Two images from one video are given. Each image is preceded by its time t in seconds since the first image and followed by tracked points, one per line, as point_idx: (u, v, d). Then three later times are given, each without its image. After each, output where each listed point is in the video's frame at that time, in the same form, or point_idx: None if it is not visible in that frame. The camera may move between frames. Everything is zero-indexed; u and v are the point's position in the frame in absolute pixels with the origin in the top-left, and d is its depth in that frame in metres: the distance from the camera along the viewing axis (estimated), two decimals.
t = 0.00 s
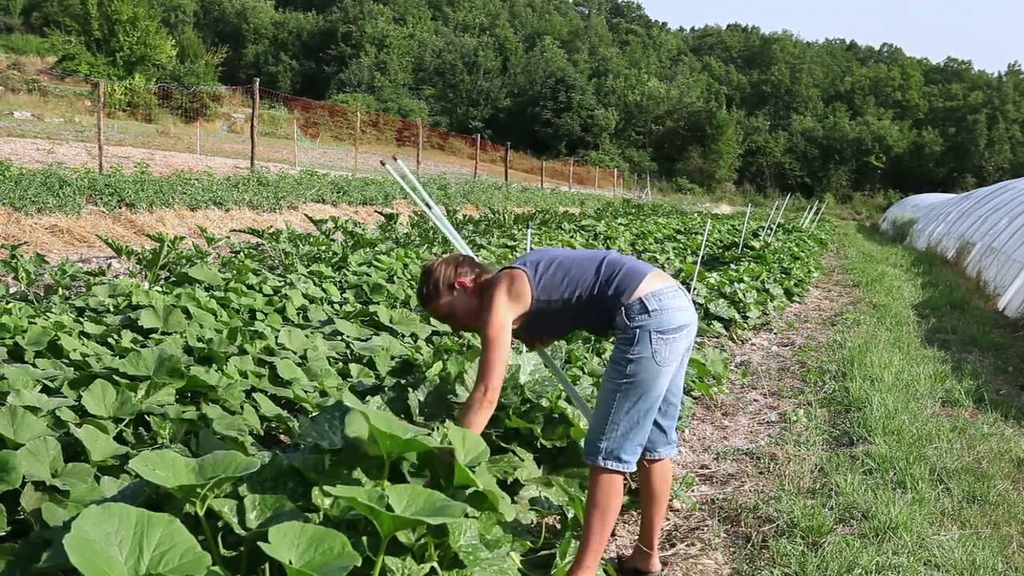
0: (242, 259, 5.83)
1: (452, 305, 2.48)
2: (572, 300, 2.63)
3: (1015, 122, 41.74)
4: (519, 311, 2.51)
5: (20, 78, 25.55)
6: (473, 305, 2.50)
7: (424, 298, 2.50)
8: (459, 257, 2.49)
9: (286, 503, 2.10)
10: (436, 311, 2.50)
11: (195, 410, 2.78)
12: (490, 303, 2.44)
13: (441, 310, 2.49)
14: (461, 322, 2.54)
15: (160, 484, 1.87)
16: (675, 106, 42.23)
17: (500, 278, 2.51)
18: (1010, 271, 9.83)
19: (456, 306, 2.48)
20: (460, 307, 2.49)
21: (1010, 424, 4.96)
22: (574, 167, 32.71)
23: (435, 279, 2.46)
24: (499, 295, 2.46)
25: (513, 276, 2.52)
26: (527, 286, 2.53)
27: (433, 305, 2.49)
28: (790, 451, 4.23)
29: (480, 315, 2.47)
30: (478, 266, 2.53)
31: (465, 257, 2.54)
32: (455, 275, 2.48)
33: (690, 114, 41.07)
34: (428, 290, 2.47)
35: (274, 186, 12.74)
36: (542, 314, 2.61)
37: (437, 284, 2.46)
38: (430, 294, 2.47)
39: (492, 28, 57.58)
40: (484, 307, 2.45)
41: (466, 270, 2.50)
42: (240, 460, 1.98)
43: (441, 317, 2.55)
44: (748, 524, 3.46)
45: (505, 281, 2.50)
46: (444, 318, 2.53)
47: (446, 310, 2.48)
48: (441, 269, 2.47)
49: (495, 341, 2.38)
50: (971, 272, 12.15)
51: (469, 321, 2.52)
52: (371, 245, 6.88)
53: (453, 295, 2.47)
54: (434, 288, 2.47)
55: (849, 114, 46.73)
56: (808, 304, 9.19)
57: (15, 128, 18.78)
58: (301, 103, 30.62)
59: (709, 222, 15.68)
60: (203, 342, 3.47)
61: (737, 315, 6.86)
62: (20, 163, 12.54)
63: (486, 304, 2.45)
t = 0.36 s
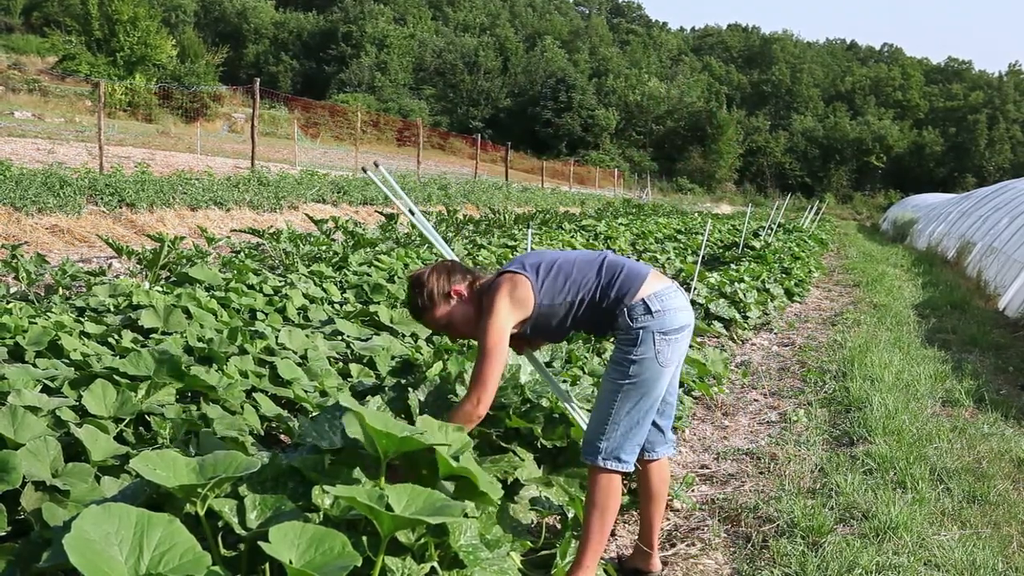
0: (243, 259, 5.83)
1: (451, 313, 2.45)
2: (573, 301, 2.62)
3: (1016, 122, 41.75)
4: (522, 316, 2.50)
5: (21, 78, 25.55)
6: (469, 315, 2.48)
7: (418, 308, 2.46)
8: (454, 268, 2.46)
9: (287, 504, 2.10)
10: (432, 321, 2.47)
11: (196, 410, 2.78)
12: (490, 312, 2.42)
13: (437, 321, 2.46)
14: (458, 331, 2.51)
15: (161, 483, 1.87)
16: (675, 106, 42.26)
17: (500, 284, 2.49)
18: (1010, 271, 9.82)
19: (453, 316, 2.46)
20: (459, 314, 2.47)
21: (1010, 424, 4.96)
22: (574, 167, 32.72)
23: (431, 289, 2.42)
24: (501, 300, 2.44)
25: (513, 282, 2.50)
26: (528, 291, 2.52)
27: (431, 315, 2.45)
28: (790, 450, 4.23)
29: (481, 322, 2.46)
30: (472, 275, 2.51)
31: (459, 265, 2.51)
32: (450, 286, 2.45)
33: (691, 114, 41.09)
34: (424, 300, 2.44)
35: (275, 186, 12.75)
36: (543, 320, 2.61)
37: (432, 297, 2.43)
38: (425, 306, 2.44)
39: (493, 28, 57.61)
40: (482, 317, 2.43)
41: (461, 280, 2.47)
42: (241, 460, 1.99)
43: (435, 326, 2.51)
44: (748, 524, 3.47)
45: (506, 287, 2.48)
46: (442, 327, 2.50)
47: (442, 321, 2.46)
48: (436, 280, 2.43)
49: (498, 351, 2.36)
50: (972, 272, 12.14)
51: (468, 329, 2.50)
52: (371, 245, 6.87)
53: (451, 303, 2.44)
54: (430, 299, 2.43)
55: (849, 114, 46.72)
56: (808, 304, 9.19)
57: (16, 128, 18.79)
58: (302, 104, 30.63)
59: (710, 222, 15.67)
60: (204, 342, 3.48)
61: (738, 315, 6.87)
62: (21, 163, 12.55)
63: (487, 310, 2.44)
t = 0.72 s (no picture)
0: (243, 259, 5.83)
1: (456, 320, 2.45)
2: (580, 302, 2.62)
3: (1016, 121, 41.74)
4: (531, 317, 2.49)
5: (21, 78, 25.54)
6: (475, 320, 2.47)
7: (423, 316, 2.45)
8: (457, 273, 2.44)
9: (287, 504, 2.10)
10: (438, 328, 2.46)
11: (196, 410, 2.78)
12: (501, 315, 2.40)
13: (443, 327, 2.45)
14: (465, 336, 2.51)
15: (161, 484, 1.87)
16: (675, 106, 42.25)
17: (507, 286, 2.47)
18: (1010, 271, 9.82)
19: (460, 322, 2.45)
20: (465, 321, 2.46)
21: (1010, 423, 4.96)
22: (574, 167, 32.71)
23: (435, 296, 2.41)
24: (510, 301, 2.43)
25: (519, 285, 2.48)
26: (537, 293, 2.51)
27: (436, 322, 2.44)
28: (790, 450, 4.23)
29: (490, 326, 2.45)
30: (475, 279, 2.49)
31: (461, 271, 2.49)
32: (454, 292, 2.43)
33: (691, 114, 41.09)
34: (429, 308, 2.42)
35: (275, 186, 12.75)
36: (552, 320, 2.60)
37: (437, 304, 2.41)
38: (430, 314, 2.42)
39: (493, 28, 57.61)
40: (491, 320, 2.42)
41: (464, 285, 2.46)
42: (240, 460, 1.98)
43: (441, 332, 2.50)
44: (748, 524, 3.46)
45: (513, 288, 2.47)
46: (448, 333, 2.49)
47: (448, 328, 2.45)
48: (439, 287, 2.42)
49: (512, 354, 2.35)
50: (972, 272, 12.14)
51: (476, 334, 2.50)
52: (371, 245, 6.87)
53: (456, 310, 2.44)
54: (435, 306, 2.42)
55: (849, 114, 46.71)
56: (809, 304, 9.18)
57: (16, 128, 18.77)
58: (302, 104, 30.62)
59: (710, 222, 15.64)
60: (204, 342, 3.48)
61: (738, 315, 6.87)
62: (21, 164, 12.55)
63: (496, 312, 2.42)
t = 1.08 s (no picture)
0: (243, 250, 5.83)
1: (463, 311, 2.42)
2: (587, 293, 2.62)
3: (1016, 113, 41.63)
4: (541, 305, 2.48)
5: (20, 69, 25.48)
6: (482, 311, 2.45)
7: (427, 307, 2.41)
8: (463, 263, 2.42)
9: (287, 495, 2.09)
10: (442, 319, 2.42)
11: (196, 401, 2.78)
12: (512, 304, 2.39)
13: (447, 318, 2.42)
14: (469, 327, 2.48)
15: (161, 474, 1.87)
16: (676, 97, 42.16)
17: (516, 275, 2.46)
18: (1011, 262, 9.80)
19: (466, 312, 2.42)
20: (472, 312, 2.44)
21: (1011, 414, 4.96)
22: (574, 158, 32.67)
23: (441, 286, 2.38)
24: (519, 289, 2.42)
25: (530, 274, 2.47)
26: (546, 283, 2.50)
27: (441, 313, 2.41)
28: (790, 441, 4.24)
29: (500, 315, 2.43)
30: (480, 269, 2.47)
31: (466, 262, 2.47)
32: (461, 283, 2.41)
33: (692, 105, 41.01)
34: (435, 299, 2.39)
35: (275, 178, 12.74)
36: (559, 311, 2.60)
37: (443, 293, 2.38)
38: (436, 304, 2.39)
39: (493, 19, 57.46)
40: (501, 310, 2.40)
41: (470, 276, 2.44)
42: (240, 451, 1.98)
43: (444, 324, 2.46)
44: (748, 514, 3.47)
45: (522, 277, 2.46)
46: (453, 325, 2.47)
47: (453, 318, 2.42)
48: (445, 278, 2.39)
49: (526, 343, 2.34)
50: (972, 263, 12.13)
51: (483, 324, 2.48)
52: (372, 236, 6.86)
53: (463, 300, 2.41)
54: (440, 297, 2.38)
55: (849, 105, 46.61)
56: (809, 295, 9.18)
57: (15, 120, 18.72)
58: (302, 94, 30.55)
59: (711, 214, 15.62)
60: (205, 333, 3.48)
61: (739, 307, 6.87)
62: (21, 155, 12.53)
63: (505, 301, 2.41)
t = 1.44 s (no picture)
0: (243, 241, 5.82)
1: (465, 294, 2.40)
2: (588, 283, 2.62)
3: (1017, 104, 41.48)
4: (545, 291, 2.47)
5: (20, 61, 25.41)
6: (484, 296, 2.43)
7: (427, 289, 2.38)
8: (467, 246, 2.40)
9: (289, 486, 2.10)
10: (442, 303, 2.40)
11: (197, 392, 2.77)
12: (517, 287, 2.37)
13: (447, 301, 2.39)
14: (469, 311, 2.45)
15: (163, 465, 1.87)
16: (677, 89, 42.04)
17: (519, 260, 2.45)
18: (1011, 254, 9.78)
19: (468, 295, 2.40)
20: (474, 297, 2.42)
21: (1011, 406, 4.96)
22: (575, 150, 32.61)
23: (443, 269, 2.36)
24: (523, 274, 2.41)
25: (535, 260, 2.47)
26: (550, 269, 2.49)
27: (442, 295, 2.38)
28: (790, 432, 4.24)
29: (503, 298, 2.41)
30: (483, 254, 2.45)
31: (468, 247, 2.45)
32: (464, 266, 2.39)
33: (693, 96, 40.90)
34: (437, 280, 2.36)
35: (275, 169, 12.72)
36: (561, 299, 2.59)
37: (446, 276, 2.36)
38: (438, 286, 2.36)
39: (493, 11, 57.29)
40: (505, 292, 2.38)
41: (473, 260, 2.42)
42: (241, 442, 1.98)
43: (445, 306, 2.43)
44: (749, 505, 3.47)
45: (526, 262, 2.45)
46: (453, 308, 2.44)
47: (454, 302, 2.39)
48: (448, 260, 2.37)
49: (531, 327, 2.33)
50: (974, 254, 12.10)
51: (484, 308, 2.46)
52: (372, 228, 6.85)
53: (465, 284, 2.39)
54: (443, 278, 2.36)
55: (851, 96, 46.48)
56: (809, 286, 9.17)
57: (15, 111, 18.67)
58: (302, 86, 30.46)
59: (711, 205, 15.60)
60: (205, 325, 3.49)
61: (739, 298, 6.85)
62: (21, 147, 12.50)
63: (507, 286, 2.40)
